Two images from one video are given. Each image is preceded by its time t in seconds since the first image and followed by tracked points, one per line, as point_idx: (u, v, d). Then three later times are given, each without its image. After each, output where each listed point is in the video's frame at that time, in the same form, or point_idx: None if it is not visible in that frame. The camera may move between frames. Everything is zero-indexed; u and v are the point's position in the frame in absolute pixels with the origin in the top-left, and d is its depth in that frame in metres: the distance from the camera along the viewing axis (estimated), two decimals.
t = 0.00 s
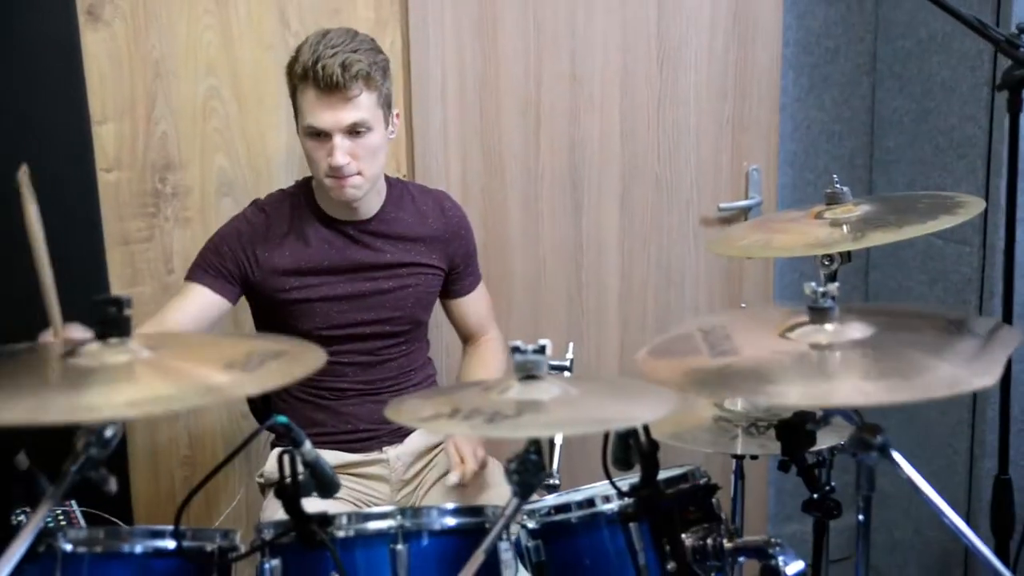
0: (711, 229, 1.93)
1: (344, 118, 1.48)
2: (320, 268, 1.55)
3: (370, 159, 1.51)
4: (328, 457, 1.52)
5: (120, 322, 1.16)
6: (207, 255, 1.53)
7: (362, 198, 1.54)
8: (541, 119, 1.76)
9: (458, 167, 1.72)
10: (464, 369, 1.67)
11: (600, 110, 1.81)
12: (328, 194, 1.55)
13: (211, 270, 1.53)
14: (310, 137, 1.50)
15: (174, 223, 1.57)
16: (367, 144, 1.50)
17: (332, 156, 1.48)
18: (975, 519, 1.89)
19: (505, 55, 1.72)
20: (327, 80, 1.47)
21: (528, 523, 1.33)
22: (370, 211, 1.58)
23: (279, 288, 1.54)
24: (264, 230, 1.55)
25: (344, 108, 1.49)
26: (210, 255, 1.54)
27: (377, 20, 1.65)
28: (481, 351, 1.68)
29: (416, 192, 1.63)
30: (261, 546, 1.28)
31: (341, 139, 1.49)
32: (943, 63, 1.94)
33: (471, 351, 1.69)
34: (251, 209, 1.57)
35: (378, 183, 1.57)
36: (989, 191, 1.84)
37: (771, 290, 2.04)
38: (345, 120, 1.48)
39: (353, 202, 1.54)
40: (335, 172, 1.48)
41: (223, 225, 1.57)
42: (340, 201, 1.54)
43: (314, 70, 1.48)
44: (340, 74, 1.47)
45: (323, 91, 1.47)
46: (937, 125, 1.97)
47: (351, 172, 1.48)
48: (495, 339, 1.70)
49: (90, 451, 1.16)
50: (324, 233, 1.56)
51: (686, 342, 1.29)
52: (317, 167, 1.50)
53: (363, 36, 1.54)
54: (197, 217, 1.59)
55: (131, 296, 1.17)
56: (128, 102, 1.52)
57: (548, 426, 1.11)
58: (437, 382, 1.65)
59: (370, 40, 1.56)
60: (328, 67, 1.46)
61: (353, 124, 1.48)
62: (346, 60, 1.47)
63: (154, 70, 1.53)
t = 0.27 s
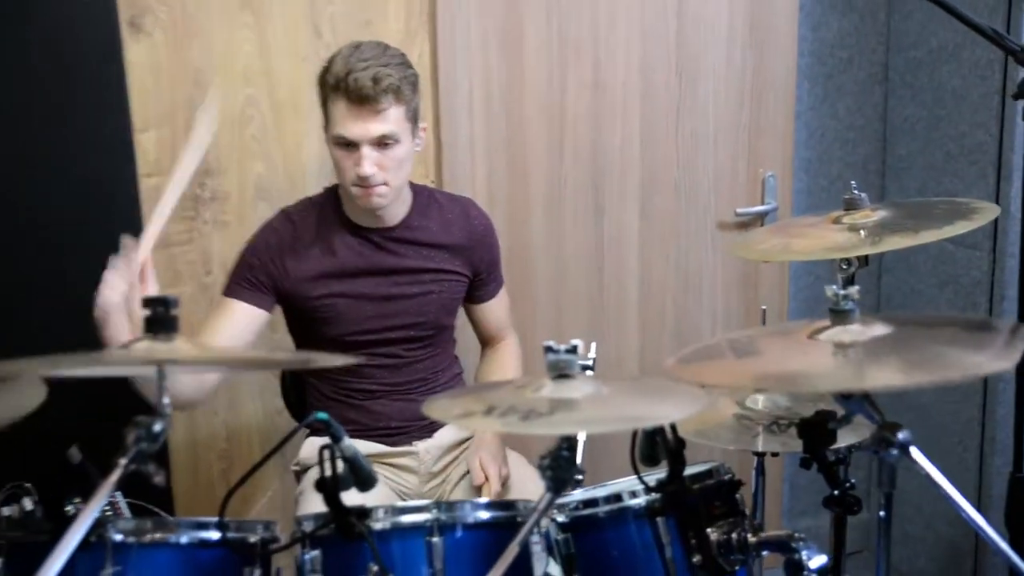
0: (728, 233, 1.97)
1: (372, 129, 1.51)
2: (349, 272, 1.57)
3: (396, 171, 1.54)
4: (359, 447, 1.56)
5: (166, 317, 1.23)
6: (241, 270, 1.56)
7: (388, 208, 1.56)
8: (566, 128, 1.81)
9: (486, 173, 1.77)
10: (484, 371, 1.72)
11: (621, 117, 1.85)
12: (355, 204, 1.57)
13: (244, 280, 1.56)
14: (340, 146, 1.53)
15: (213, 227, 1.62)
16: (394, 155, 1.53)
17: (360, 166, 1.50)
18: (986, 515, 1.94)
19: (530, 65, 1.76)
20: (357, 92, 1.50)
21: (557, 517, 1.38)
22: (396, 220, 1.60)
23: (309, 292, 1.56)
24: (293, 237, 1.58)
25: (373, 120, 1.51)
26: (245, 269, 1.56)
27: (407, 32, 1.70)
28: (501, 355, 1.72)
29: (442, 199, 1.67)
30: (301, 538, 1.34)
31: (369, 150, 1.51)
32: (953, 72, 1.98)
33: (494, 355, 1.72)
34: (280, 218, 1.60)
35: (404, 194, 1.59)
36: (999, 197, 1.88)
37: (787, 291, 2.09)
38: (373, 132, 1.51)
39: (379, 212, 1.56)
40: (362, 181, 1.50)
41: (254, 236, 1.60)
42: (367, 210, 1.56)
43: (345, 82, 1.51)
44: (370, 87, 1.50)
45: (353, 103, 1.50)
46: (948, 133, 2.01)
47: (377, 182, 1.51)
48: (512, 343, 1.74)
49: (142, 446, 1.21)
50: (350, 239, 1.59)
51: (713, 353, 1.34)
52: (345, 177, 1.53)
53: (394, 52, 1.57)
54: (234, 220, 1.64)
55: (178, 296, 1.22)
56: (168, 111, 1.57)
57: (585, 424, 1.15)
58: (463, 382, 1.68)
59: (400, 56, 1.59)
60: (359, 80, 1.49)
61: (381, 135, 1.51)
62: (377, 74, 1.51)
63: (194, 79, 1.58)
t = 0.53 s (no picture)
0: (764, 239, 2.07)
1: (442, 141, 1.61)
2: (411, 278, 1.66)
3: (462, 179, 1.64)
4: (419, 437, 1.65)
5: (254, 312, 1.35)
6: (315, 271, 1.65)
7: (454, 214, 1.66)
8: (614, 140, 1.91)
9: (538, 182, 1.87)
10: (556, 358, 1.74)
11: (665, 129, 1.95)
12: (422, 209, 1.66)
13: (317, 280, 1.65)
14: (410, 158, 1.63)
15: (284, 229, 1.72)
16: (461, 165, 1.63)
17: (431, 175, 1.60)
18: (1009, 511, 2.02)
19: (581, 81, 1.86)
20: (428, 107, 1.60)
21: (610, 504, 1.49)
22: (457, 225, 1.69)
23: (376, 295, 1.66)
24: (362, 243, 1.68)
25: (442, 132, 1.61)
26: (319, 270, 1.66)
27: (467, 49, 1.78)
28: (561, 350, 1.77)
29: (495, 203, 1.74)
30: (372, 519, 1.44)
31: (439, 161, 1.61)
32: (983, 89, 2.00)
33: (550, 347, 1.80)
34: (350, 225, 1.69)
35: (466, 200, 1.69)
36: None
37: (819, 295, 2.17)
38: (443, 144, 1.61)
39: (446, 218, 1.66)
40: (433, 190, 1.60)
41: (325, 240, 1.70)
42: (433, 217, 1.66)
43: (416, 98, 1.61)
44: (440, 101, 1.60)
45: (424, 117, 1.60)
46: (976, 146, 2.04)
47: (447, 191, 1.60)
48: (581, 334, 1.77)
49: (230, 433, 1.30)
50: (413, 243, 1.68)
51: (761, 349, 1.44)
52: (415, 186, 1.63)
53: (456, 68, 1.67)
54: (305, 223, 1.74)
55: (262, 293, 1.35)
56: (246, 121, 1.66)
57: (645, 416, 1.24)
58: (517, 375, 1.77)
59: (462, 72, 1.69)
60: (430, 96, 1.59)
61: (451, 147, 1.61)
62: (445, 89, 1.60)
63: (270, 92, 1.66)
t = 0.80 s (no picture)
0: (790, 247, 2.16)
1: (480, 152, 1.66)
2: (461, 278, 1.73)
3: (500, 185, 1.69)
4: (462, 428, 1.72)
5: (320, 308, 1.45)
6: (367, 271, 1.74)
7: (495, 218, 1.72)
8: (650, 152, 2.01)
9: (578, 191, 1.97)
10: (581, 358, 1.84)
11: (699, 140, 2.05)
12: (465, 214, 1.73)
13: (370, 279, 1.74)
14: (452, 166, 1.69)
15: (341, 232, 1.83)
16: (500, 174, 1.68)
17: (470, 184, 1.66)
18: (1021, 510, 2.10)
19: (620, 95, 1.96)
20: (467, 119, 1.65)
21: (647, 494, 1.59)
22: (500, 229, 1.76)
23: (427, 295, 1.74)
24: (414, 245, 1.76)
25: (481, 143, 1.66)
26: (370, 271, 1.74)
27: (513, 64, 1.88)
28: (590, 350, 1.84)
29: (535, 208, 1.83)
30: (427, 503, 1.55)
31: (478, 170, 1.66)
32: (1001, 108, 2.07)
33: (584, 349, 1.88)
34: (403, 226, 1.78)
35: (508, 206, 1.75)
36: None
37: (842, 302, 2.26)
38: (481, 153, 1.66)
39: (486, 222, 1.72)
40: (472, 198, 1.66)
41: (378, 243, 1.79)
42: (475, 221, 1.72)
43: (457, 110, 1.66)
44: (478, 114, 1.65)
45: (464, 129, 1.65)
46: (993, 161, 2.11)
47: (485, 199, 1.66)
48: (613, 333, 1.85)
49: (296, 420, 1.41)
50: (461, 246, 1.76)
51: (792, 353, 1.55)
52: (456, 193, 1.69)
53: (501, 81, 1.72)
54: (360, 227, 1.84)
55: (329, 290, 1.45)
56: (308, 131, 1.77)
57: (683, 412, 1.34)
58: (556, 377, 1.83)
59: (505, 85, 1.74)
60: (468, 109, 1.64)
61: (488, 157, 1.66)
62: (482, 102, 1.65)
63: (331, 104, 1.77)
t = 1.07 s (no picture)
0: (813, 254, 2.23)
1: (531, 156, 1.74)
2: (504, 279, 1.82)
3: (547, 189, 1.77)
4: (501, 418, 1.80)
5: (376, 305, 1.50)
6: (416, 271, 1.83)
7: (539, 222, 1.81)
8: (682, 162, 2.10)
9: (613, 198, 2.07)
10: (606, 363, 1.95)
11: (729, 153, 2.13)
12: (511, 217, 1.82)
13: (418, 279, 1.83)
14: (502, 169, 1.77)
15: (389, 233, 1.93)
16: (547, 178, 1.76)
17: (520, 186, 1.73)
18: None
19: (654, 108, 2.04)
20: (520, 125, 1.73)
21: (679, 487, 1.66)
22: (542, 233, 1.85)
23: (471, 294, 1.83)
24: (460, 247, 1.85)
25: (532, 148, 1.74)
26: (418, 270, 1.84)
27: (553, 79, 1.97)
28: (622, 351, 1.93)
29: (576, 216, 1.91)
30: (470, 490, 1.62)
31: (528, 173, 1.74)
32: (1019, 125, 2.11)
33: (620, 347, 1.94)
34: (449, 231, 1.87)
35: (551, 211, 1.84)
36: None
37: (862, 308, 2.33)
38: (532, 157, 1.74)
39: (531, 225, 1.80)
40: (522, 200, 1.73)
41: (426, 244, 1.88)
42: (520, 223, 1.81)
43: (509, 116, 1.74)
44: (531, 120, 1.72)
45: (517, 134, 1.73)
46: (1010, 175, 2.15)
47: (533, 201, 1.74)
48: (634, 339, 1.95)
49: (352, 410, 1.44)
50: (505, 249, 1.84)
51: (822, 354, 1.68)
52: (505, 195, 1.77)
53: (551, 92, 1.79)
54: (407, 228, 1.94)
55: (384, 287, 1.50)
56: (360, 138, 1.87)
57: (722, 409, 1.41)
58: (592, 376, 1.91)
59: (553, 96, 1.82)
60: (521, 114, 1.72)
61: (538, 161, 1.73)
62: (535, 109, 1.73)
63: (381, 112, 1.87)
